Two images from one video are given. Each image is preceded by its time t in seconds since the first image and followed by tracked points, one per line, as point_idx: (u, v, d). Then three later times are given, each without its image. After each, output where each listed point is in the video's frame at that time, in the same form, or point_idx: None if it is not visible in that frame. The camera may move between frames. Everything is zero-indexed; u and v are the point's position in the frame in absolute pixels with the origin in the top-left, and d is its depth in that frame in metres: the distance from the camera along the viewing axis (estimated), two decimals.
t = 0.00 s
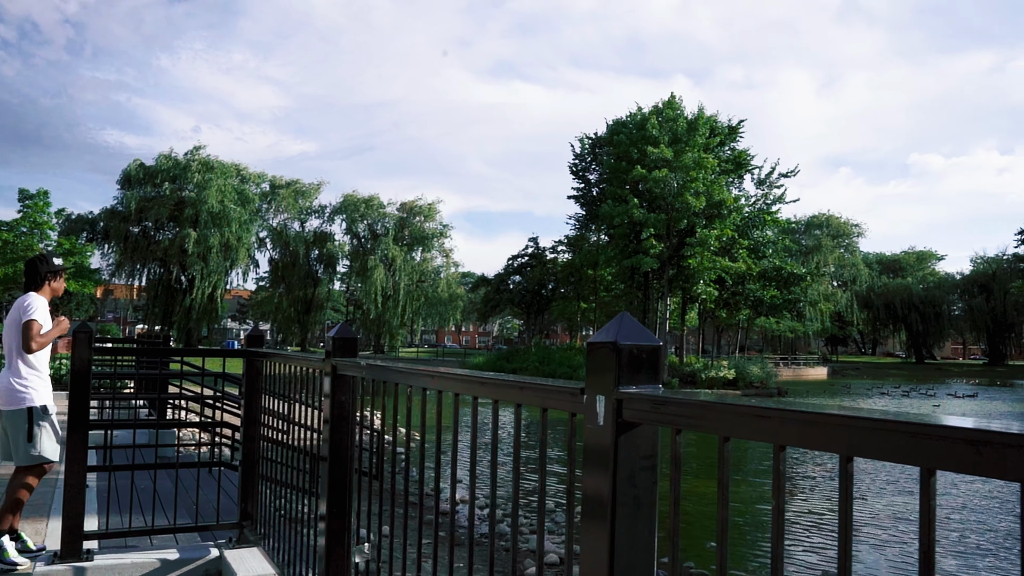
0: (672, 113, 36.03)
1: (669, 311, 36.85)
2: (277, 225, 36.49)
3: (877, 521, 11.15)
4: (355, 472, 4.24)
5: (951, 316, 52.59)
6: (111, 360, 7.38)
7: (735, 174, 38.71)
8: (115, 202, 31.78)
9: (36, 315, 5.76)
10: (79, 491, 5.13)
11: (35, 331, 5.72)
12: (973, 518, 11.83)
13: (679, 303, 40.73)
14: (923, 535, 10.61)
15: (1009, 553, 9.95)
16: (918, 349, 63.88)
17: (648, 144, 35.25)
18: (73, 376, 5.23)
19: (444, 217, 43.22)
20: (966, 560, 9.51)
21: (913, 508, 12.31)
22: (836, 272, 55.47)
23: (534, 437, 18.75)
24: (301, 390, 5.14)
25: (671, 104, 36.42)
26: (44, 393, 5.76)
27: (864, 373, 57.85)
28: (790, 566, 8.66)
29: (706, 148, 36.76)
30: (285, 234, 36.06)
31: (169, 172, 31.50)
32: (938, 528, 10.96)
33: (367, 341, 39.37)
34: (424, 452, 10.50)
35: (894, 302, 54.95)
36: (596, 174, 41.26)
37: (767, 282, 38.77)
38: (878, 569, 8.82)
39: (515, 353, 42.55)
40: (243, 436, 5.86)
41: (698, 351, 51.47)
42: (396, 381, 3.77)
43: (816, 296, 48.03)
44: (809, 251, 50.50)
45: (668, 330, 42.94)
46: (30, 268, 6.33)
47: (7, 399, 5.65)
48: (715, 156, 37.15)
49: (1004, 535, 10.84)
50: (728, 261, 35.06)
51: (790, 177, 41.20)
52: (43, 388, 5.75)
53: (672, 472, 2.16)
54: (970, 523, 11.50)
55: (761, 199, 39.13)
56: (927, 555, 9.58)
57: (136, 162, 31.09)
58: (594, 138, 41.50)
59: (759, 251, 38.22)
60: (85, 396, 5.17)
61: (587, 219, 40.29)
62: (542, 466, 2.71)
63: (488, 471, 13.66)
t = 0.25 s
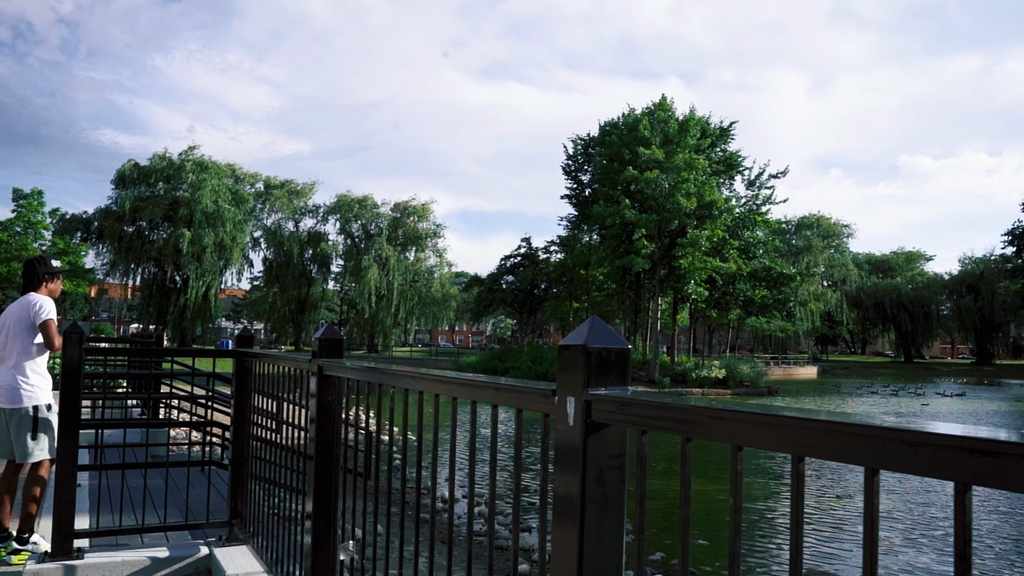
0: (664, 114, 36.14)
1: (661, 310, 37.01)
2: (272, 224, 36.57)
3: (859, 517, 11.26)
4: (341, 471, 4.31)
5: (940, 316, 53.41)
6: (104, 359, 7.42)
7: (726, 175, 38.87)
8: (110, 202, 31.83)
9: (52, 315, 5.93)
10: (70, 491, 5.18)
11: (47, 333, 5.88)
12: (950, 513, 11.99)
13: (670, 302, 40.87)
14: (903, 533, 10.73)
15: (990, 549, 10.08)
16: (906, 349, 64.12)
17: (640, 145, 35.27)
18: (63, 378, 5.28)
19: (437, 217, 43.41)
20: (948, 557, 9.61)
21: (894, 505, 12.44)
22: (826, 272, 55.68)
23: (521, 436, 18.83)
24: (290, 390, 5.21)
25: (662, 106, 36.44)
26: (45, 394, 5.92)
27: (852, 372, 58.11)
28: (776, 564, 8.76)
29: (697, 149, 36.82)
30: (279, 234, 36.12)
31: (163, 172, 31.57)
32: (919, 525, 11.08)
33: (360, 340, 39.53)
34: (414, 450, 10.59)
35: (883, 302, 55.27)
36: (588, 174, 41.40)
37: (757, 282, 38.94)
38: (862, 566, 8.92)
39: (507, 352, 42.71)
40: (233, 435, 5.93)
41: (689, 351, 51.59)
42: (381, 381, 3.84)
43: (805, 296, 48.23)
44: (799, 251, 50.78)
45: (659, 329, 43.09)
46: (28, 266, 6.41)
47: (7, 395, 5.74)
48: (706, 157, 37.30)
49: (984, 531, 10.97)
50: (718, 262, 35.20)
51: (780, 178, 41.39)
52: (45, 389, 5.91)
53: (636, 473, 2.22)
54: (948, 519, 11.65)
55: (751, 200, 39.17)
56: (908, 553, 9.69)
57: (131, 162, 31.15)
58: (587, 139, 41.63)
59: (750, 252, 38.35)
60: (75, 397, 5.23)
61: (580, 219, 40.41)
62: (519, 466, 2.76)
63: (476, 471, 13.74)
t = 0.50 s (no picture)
0: (648, 116, 36.30)
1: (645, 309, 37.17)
2: (259, 224, 36.54)
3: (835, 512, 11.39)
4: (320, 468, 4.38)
5: (921, 315, 53.93)
6: (89, 359, 7.46)
7: (710, 176, 39.07)
8: (96, 202, 31.76)
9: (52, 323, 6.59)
10: (51, 492, 5.22)
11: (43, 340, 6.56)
12: (923, 508, 12.15)
13: (655, 302, 41.03)
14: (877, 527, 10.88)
15: (962, 543, 10.23)
16: (887, 347, 64.51)
17: (625, 147, 35.39)
18: (46, 378, 5.30)
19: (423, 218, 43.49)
20: (921, 551, 9.75)
21: (870, 500, 12.57)
22: (809, 272, 56.00)
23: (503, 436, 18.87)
24: (271, 391, 5.27)
25: (646, 107, 36.66)
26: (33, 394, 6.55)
27: (835, 370, 58.46)
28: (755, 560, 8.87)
29: (681, 150, 36.98)
30: (266, 234, 36.08)
31: (150, 172, 31.49)
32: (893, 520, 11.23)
33: (347, 340, 39.55)
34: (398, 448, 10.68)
35: (865, 302, 55.69)
36: (574, 175, 41.56)
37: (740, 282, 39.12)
38: (836, 561, 9.04)
39: (493, 352, 42.82)
40: (216, 437, 5.99)
41: (674, 351, 51.77)
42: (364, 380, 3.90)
43: (788, 296, 48.56)
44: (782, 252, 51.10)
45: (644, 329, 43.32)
46: (19, 271, 6.94)
47: None
48: (690, 158, 37.50)
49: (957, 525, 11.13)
50: (702, 262, 35.36)
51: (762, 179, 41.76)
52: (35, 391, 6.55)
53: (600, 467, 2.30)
54: (921, 514, 11.80)
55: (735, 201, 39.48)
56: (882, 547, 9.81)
57: (117, 162, 31.09)
58: (573, 140, 41.80)
59: (733, 252, 38.58)
60: (58, 398, 5.25)
61: (566, 219, 40.58)
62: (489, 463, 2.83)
63: (461, 470, 13.80)
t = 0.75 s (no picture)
0: (630, 118, 36.31)
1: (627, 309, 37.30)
2: (242, 223, 36.39)
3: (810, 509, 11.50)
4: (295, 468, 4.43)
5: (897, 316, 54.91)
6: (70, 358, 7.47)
7: (690, 178, 39.26)
8: (77, 200, 31.52)
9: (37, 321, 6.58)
10: (30, 490, 5.24)
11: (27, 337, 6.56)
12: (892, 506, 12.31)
13: (636, 301, 41.19)
14: (849, 524, 10.99)
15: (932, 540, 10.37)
16: (865, 347, 65.04)
17: (607, 148, 35.46)
18: (25, 378, 5.32)
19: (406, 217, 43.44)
20: (893, 548, 9.86)
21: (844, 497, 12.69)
22: (788, 273, 56.34)
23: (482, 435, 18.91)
24: (250, 390, 5.30)
25: (629, 109, 36.71)
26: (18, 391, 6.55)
27: (814, 369, 58.82)
28: (732, 558, 8.95)
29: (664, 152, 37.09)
30: (250, 233, 35.91)
31: (133, 170, 31.25)
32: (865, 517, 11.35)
33: (330, 340, 39.56)
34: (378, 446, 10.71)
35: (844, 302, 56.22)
36: (557, 175, 41.64)
37: (720, 282, 39.31)
38: (810, 558, 9.13)
39: (474, 352, 42.88)
40: (195, 436, 6.02)
41: (655, 350, 51.95)
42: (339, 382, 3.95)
43: (769, 297, 48.82)
44: (763, 253, 51.34)
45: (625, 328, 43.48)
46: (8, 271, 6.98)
47: None
48: (672, 160, 37.65)
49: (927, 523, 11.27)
50: (683, 263, 35.50)
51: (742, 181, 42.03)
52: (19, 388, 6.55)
53: (558, 468, 2.36)
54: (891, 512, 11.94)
55: (716, 203, 39.75)
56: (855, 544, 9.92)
57: (99, 160, 30.86)
58: (556, 140, 41.84)
59: (714, 253, 38.78)
60: (36, 398, 5.27)
61: (549, 219, 40.62)
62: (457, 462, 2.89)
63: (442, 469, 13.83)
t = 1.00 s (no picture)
0: (606, 121, 36.47)
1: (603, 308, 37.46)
2: (218, 222, 36.25)
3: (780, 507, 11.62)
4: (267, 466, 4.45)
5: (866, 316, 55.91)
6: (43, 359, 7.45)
7: (665, 180, 39.49)
8: (50, 198, 31.25)
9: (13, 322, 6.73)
10: None
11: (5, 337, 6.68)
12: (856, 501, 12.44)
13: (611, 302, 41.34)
14: (815, 519, 11.12)
15: (897, 535, 10.49)
16: (837, 347, 65.69)
17: (583, 149, 35.63)
18: None
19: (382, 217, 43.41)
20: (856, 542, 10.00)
21: (811, 493, 12.81)
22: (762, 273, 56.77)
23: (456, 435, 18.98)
24: (223, 389, 5.32)
25: (605, 111, 36.88)
26: None
27: (787, 369, 59.31)
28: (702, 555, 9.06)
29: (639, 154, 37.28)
30: (227, 232, 35.75)
31: (108, 168, 31.08)
32: (832, 513, 11.47)
33: (307, 339, 39.48)
34: (356, 445, 10.76)
35: (815, 303, 56.89)
36: (533, 177, 41.79)
37: (693, 283, 39.56)
38: (777, 553, 9.24)
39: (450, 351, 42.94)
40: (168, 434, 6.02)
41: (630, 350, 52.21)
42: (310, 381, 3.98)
43: (742, 297, 49.20)
44: (737, 254, 51.70)
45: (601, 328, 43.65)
46: None
47: None
48: (647, 162, 37.87)
49: (891, 518, 11.42)
50: (657, 263, 35.70)
51: (716, 183, 42.40)
52: None
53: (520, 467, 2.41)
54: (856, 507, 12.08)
55: (690, 204, 40.09)
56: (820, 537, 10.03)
57: (73, 158, 30.63)
58: (533, 142, 41.96)
59: (687, 254, 39.04)
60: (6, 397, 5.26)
61: (526, 220, 40.73)
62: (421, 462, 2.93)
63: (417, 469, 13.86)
